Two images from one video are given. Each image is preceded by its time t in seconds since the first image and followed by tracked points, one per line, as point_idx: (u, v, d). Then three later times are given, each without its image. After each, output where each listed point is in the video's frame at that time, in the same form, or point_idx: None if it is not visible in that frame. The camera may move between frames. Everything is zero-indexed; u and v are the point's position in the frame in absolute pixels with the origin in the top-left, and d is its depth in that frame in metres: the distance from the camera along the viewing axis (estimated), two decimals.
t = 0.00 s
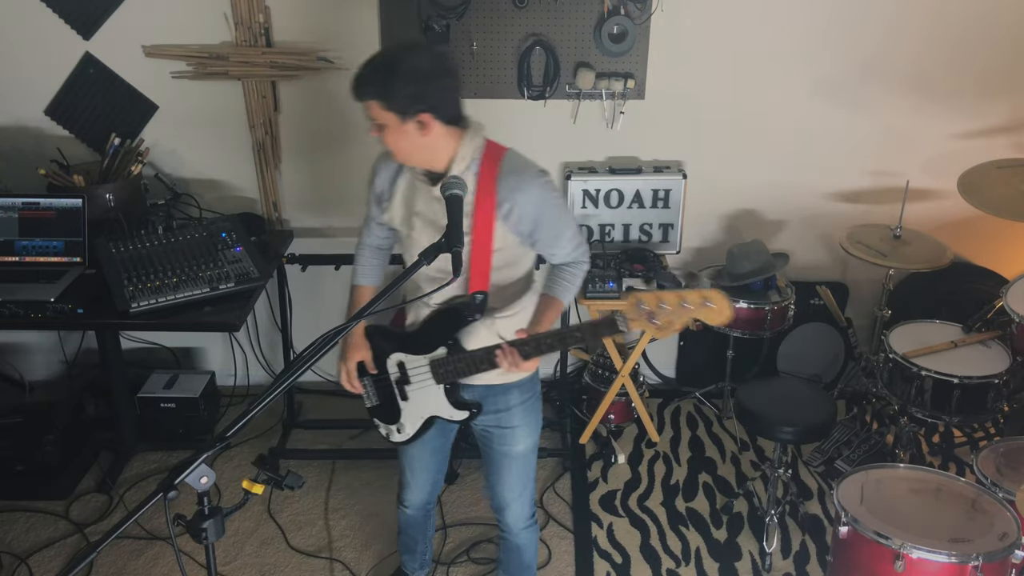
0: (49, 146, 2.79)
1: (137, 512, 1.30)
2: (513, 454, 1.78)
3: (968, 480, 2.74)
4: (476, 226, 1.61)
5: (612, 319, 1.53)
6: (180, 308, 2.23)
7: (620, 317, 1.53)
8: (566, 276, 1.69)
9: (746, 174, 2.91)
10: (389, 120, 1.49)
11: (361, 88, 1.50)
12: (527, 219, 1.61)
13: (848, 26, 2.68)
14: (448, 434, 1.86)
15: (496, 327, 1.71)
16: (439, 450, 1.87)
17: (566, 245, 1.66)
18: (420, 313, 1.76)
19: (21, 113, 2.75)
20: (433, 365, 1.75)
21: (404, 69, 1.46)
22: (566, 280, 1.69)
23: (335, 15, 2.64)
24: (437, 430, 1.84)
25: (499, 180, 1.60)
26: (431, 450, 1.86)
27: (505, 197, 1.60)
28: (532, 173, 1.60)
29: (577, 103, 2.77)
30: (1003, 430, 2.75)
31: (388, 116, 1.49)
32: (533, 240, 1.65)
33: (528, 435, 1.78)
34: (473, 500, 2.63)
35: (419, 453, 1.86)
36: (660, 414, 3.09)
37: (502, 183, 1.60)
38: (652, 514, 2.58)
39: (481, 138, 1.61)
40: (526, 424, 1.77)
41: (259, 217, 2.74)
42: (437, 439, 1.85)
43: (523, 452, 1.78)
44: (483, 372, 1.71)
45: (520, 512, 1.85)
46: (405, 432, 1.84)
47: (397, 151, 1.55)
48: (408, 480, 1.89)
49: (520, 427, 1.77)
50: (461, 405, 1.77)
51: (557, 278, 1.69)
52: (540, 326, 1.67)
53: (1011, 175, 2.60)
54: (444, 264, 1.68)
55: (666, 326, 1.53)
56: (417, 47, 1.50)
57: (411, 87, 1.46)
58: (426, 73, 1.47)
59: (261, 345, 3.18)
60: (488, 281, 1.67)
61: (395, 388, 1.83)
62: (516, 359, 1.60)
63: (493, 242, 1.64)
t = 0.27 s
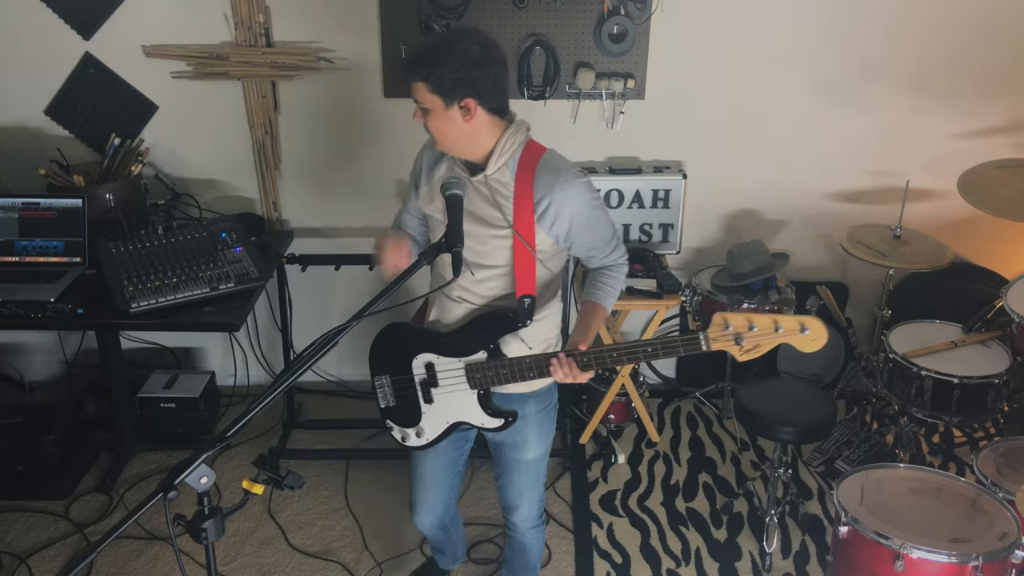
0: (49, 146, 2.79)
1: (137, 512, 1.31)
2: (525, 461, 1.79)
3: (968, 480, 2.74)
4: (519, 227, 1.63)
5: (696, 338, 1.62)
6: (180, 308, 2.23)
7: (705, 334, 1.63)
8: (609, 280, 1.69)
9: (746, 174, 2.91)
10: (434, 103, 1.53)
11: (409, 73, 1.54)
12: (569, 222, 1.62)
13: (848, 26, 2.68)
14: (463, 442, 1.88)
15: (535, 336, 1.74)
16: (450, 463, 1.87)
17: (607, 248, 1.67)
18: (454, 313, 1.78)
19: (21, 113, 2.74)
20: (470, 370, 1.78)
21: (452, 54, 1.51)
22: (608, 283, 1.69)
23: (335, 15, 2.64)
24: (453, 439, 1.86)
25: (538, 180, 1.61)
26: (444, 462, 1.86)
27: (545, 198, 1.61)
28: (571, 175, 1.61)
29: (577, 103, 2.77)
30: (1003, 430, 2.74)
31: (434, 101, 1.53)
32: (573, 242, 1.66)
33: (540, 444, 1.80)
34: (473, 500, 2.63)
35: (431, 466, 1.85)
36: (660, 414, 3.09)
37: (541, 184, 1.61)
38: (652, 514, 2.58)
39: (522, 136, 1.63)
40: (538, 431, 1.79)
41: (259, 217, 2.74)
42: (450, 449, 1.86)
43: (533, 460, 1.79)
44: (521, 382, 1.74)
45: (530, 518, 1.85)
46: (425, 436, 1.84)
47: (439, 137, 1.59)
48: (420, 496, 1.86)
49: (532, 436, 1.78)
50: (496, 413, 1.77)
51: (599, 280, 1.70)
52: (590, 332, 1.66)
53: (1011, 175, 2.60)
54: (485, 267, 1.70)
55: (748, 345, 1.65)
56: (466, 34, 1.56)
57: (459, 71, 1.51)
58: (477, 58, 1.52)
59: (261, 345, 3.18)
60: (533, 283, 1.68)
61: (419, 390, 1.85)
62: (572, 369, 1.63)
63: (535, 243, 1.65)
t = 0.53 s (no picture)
0: (49, 146, 2.78)
1: (137, 512, 1.30)
2: (522, 469, 1.79)
3: (968, 480, 2.74)
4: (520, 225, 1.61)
5: (685, 329, 1.65)
6: (180, 308, 2.23)
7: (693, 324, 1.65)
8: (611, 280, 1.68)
9: (746, 175, 2.91)
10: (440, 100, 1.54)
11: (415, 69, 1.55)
12: (570, 220, 1.61)
13: (848, 26, 2.68)
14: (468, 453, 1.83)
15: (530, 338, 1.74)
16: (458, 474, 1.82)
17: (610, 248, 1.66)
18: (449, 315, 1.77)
19: (21, 113, 2.74)
20: (467, 372, 1.78)
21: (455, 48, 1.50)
22: (610, 284, 1.68)
23: (336, 15, 2.64)
24: (458, 444, 1.81)
25: (539, 177, 1.60)
26: (452, 471, 1.81)
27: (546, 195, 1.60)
28: (573, 171, 1.60)
29: (577, 103, 2.77)
30: (1003, 430, 2.74)
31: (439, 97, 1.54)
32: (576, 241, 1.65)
33: (538, 451, 1.79)
34: (473, 500, 2.63)
35: (438, 479, 1.80)
36: (660, 414, 3.09)
37: (542, 181, 1.60)
38: (652, 514, 2.58)
39: (526, 134, 1.62)
40: (536, 437, 1.78)
41: (259, 217, 2.74)
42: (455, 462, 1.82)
43: (531, 467, 1.79)
44: (519, 384, 1.73)
45: (530, 522, 1.85)
46: (428, 441, 1.83)
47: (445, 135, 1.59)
48: (429, 511, 1.82)
49: (529, 444, 1.77)
50: (497, 414, 1.76)
51: (601, 281, 1.69)
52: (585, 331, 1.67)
53: (1011, 175, 2.61)
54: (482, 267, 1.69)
55: (737, 333, 1.68)
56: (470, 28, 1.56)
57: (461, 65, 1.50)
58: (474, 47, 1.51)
59: (261, 345, 3.18)
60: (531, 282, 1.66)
61: (420, 395, 1.85)
62: (565, 366, 1.65)
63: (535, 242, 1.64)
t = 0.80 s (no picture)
0: (49, 146, 2.79)
1: (136, 513, 1.30)
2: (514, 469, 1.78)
3: (968, 480, 2.74)
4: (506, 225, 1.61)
5: (672, 332, 1.76)
6: (180, 308, 2.23)
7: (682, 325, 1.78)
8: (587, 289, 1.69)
9: (746, 175, 2.91)
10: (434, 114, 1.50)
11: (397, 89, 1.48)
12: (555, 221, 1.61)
13: (847, 26, 2.69)
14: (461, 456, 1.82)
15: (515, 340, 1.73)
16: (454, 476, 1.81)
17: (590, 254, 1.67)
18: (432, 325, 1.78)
19: (21, 113, 2.75)
20: (454, 380, 1.80)
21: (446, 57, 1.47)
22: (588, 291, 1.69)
23: (336, 15, 2.64)
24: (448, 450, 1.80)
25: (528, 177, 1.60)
26: (445, 475, 1.79)
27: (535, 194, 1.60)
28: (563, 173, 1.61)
29: (577, 103, 2.77)
30: (1003, 430, 2.74)
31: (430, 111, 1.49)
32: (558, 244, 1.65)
33: (529, 451, 1.78)
34: (473, 500, 2.63)
35: (433, 481, 1.79)
36: (660, 414, 3.09)
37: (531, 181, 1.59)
38: (652, 514, 2.58)
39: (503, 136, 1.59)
40: (527, 436, 1.77)
41: (259, 217, 2.74)
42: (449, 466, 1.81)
43: (523, 467, 1.78)
44: (506, 390, 1.75)
45: (523, 521, 1.85)
46: (419, 451, 1.84)
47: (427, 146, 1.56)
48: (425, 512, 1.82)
49: (521, 444, 1.76)
50: (487, 421, 1.75)
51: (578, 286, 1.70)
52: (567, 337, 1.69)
53: (1011, 175, 2.60)
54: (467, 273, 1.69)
55: (725, 332, 1.85)
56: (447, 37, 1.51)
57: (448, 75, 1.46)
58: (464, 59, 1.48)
59: (261, 345, 3.18)
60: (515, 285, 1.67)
61: (408, 405, 1.85)
62: (552, 372, 1.68)
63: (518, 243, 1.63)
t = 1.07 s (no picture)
0: (49, 146, 2.79)
1: (136, 513, 1.30)
2: (515, 461, 1.76)
3: (968, 480, 2.74)
4: (489, 222, 1.65)
5: (677, 348, 1.75)
6: (180, 308, 2.23)
7: (688, 343, 1.76)
8: (558, 285, 1.75)
9: (746, 175, 2.91)
10: (431, 134, 1.49)
11: (395, 117, 1.45)
12: (529, 215, 1.69)
13: (846, 26, 2.69)
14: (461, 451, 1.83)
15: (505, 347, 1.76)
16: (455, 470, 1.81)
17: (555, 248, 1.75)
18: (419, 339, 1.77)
19: (21, 113, 2.74)
20: (451, 391, 1.80)
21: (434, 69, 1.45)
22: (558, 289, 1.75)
23: (336, 15, 2.64)
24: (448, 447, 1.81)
25: (505, 171, 1.67)
26: (444, 470, 1.79)
27: (511, 188, 1.67)
28: (538, 164, 1.69)
29: (577, 103, 2.77)
30: (1002, 430, 2.74)
31: (431, 131, 1.49)
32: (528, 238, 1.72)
33: (530, 440, 1.78)
34: (473, 500, 2.63)
35: (433, 474, 1.79)
36: (660, 414, 3.10)
37: (508, 175, 1.67)
38: (652, 514, 2.58)
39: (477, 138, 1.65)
40: (528, 423, 1.78)
41: (259, 217, 2.74)
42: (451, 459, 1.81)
43: (525, 457, 1.77)
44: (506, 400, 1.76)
45: (523, 519, 1.82)
46: (412, 460, 1.85)
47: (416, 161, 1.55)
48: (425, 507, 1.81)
49: (522, 432, 1.77)
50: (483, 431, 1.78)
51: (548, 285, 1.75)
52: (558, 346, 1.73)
53: (1011, 175, 2.61)
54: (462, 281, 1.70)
55: (730, 352, 1.78)
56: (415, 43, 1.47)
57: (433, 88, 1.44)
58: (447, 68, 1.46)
59: (261, 345, 3.18)
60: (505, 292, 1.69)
61: (401, 414, 1.86)
62: (555, 387, 1.69)
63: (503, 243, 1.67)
